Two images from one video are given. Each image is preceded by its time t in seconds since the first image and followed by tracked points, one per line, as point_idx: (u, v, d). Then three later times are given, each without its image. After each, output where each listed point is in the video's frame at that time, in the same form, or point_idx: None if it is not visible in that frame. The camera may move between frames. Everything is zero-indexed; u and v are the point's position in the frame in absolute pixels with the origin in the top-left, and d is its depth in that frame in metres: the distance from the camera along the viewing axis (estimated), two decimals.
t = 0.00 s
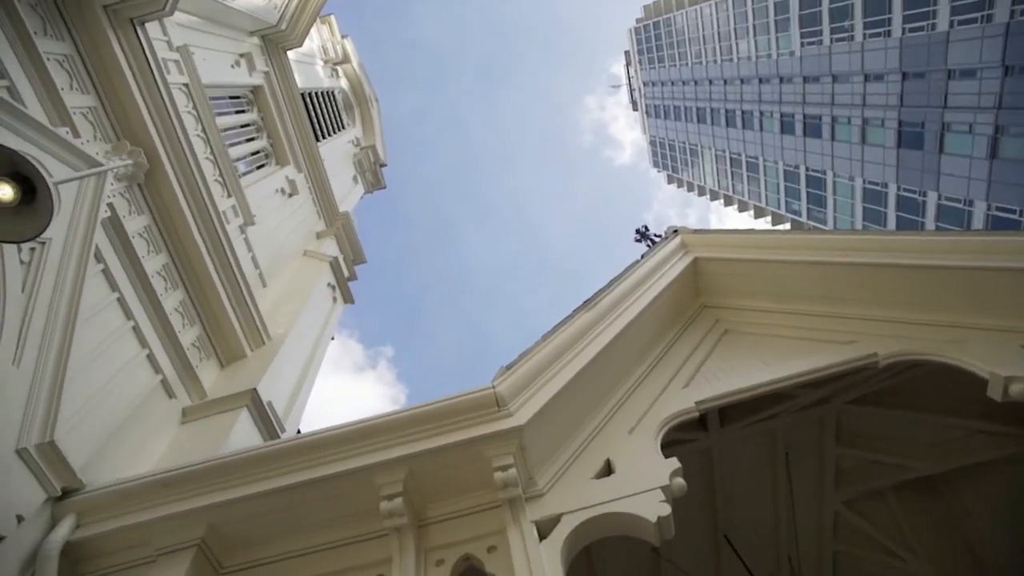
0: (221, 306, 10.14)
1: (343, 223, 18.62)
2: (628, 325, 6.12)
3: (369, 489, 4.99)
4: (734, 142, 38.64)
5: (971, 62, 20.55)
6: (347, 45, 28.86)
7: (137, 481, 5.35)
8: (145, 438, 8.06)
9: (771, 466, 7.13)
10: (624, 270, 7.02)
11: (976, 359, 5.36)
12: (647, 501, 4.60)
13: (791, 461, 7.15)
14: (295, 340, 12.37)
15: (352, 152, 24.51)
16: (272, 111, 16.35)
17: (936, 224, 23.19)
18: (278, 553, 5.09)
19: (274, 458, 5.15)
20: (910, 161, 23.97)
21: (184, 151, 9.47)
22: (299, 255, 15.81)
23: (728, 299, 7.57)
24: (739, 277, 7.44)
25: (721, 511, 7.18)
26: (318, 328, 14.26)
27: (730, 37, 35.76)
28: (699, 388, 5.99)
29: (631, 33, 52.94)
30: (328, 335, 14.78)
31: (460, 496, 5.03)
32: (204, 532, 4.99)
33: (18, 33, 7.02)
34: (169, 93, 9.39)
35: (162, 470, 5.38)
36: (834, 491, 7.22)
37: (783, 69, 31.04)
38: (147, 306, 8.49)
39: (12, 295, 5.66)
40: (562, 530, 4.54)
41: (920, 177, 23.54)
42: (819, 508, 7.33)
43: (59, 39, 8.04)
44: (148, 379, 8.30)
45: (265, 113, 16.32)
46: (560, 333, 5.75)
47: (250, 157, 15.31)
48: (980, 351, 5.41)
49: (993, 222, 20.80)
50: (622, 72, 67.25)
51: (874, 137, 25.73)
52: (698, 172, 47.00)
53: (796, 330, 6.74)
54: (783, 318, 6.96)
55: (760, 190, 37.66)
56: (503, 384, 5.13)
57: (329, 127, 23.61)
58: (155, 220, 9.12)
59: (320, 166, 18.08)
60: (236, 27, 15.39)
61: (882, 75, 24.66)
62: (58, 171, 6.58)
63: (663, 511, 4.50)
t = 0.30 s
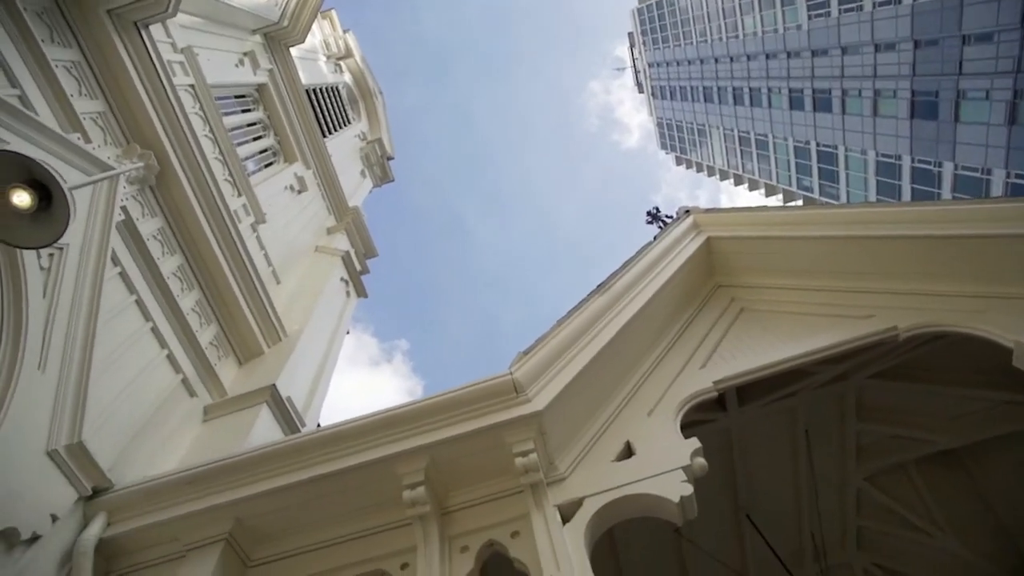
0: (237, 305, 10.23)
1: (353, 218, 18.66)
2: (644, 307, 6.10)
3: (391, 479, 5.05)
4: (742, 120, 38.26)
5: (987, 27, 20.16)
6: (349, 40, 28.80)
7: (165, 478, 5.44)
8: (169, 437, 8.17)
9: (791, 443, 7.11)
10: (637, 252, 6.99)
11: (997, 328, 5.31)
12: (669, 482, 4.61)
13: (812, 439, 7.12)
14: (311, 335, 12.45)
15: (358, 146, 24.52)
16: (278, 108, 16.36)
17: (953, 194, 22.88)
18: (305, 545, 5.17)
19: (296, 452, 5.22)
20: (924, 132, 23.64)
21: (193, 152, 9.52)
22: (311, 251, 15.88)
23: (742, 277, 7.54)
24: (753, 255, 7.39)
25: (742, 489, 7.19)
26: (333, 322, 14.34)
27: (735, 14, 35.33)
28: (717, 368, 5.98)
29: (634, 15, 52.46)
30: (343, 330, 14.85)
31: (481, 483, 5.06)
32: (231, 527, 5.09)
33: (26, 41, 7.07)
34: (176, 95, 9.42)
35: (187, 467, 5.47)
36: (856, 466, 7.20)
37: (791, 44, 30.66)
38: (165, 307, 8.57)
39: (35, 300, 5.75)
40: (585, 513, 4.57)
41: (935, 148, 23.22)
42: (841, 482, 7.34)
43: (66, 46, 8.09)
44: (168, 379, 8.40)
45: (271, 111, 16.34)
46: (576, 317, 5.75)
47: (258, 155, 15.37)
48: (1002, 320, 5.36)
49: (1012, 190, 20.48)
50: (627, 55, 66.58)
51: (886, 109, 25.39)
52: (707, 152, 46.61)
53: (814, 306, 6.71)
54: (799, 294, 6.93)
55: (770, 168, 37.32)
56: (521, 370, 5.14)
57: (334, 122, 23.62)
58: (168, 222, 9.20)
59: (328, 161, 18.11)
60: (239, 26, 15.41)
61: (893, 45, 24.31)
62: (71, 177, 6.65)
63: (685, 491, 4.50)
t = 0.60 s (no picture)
0: (252, 302, 10.30)
1: (362, 212, 18.67)
2: (658, 288, 6.07)
3: (413, 468, 5.10)
4: (750, 97, 37.86)
5: None
6: (350, 33, 28.72)
7: (191, 474, 5.55)
8: (192, 435, 8.27)
9: (811, 419, 7.08)
10: (649, 233, 6.94)
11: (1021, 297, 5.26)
12: (691, 462, 4.61)
13: (832, 415, 7.09)
14: (327, 330, 12.52)
15: (364, 140, 24.52)
16: (282, 105, 16.38)
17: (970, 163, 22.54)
18: (330, 537, 5.25)
19: (317, 445, 5.29)
20: (938, 100, 23.28)
21: (202, 152, 9.57)
22: (322, 247, 15.93)
23: (756, 255, 7.49)
24: (767, 231, 7.34)
25: (763, 467, 7.18)
26: (348, 316, 14.39)
27: None
28: (734, 347, 5.97)
29: None
30: (357, 324, 14.92)
31: (502, 470, 5.09)
32: (258, 520, 5.19)
33: (33, 48, 7.10)
34: (182, 96, 9.45)
35: (212, 463, 5.56)
36: (877, 440, 7.16)
37: (797, 17, 30.24)
38: (181, 307, 8.65)
39: (57, 305, 5.83)
40: (608, 495, 4.59)
41: (950, 117, 22.88)
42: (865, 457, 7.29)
43: (72, 52, 8.14)
44: (189, 378, 8.49)
45: (276, 108, 16.36)
46: (591, 301, 5.72)
47: (266, 153, 15.43)
48: None
49: None
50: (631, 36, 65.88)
51: (897, 79, 25.02)
52: (715, 131, 46.20)
53: (830, 281, 6.67)
54: (814, 270, 6.88)
55: (781, 144, 36.95)
56: (537, 355, 5.13)
57: (339, 117, 23.62)
58: (181, 223, 9.27)
59: (335, 156, 18.12)
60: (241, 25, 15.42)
61: (903, 13, 23.92)
62: (84, 182, 6.69)
63: (707, 470, 4.51)
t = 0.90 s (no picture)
0: (270, 299, 10.36)
1: (374, 206, 18.62)
2: (675, 268, 6.02)
3: (438, 456, 5.14)
4: (760, 72, 37.35)
5: None
6: (353, 27, 28.62)
7: (221, 470, 5.65)
8: (218, 433, 8.35)
9: (835, 394, 7.03)
10: (664, 212, 6.88)
11: None
12: (715, 440, 4.60)
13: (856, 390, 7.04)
14: (345, 323, 12.57)
15: (372, 133, 24.50)
16: (290, 102, 16.40)
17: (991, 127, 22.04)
18: (359, 527, 5.32)
19: (341, 437, 5.34)
20: (955, 65, 22.77)
21: (213, 152, 9.62)
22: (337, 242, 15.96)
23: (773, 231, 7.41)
24: (783, 206, 7.27)
25: (787, 443, 7.15)
26: (366, 309, 14.40)
27: None
28: (754, 323, 5.94)
29: None
30: (375, 317, 14.94)
31: (527, 454, 5.11)
32: (288, 513, 5.28)
33: (45, 58, 7.14)
34: (191, 98, 9.49)
35: (239, 459, 5.65)
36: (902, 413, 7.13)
37: None
38: (201, 307, 8.75)
39: (81, 309, 5.92)
40: (634, 476, 4.59)
41: (969, 81, 22.41)
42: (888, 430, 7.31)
43: (82, 59, 8.20)
44: (211, 377, 8.57)
45: (283, 105, 16.40)
46: (608, 282, 5.67)
47: (276, 151, 15.49)
48: None
49: None
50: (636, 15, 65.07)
51: (912, 45, 24.49)
52: (726, 108, 45.66)
53: (850, 254, 6.61)
54: (833, 242, 6.81)
55: (793, 118, 36.45)
56: (557, 339, 5.12)
57: (345, 112, 23.61)
58: (196, 224, 9.35)
59: (345, 150, 18.13)
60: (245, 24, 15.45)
61: None
62: (100, 188, 6.74)
63: (732, 447, 4.50)
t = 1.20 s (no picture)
0: (286, 296, 10.43)
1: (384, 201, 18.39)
2: (690, 249, 5.98)
3: (459, 445, 5.17)
4: (768, 50, 36.86)
5: None
6: (356, 22, 28.57)
7: (246, 465, 5.72)
8: (240, 430, 8.44)
9: (855, 370, 6.97)
10: (677, 193, 6.82)
11: None
12: (737, 420, 4.59)
13: (876, 366, 6.98)
14: (361, 317, 12.59)
15: (380, 127, 24.48)
16: (296, 99, 16.48)
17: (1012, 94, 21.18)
18: (383, 517, 5.38)
19: (363, 430, 5.39)
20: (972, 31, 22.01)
21: (224, 152, 9.68)
22: (349, 237, 15.95)
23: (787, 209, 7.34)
24: (796, 183, 7.21)
25: (808, 422, 7.11)
26: (381, 303, 14.37)
27: None
28: (771, 302, 5.90)
29: None
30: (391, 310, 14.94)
31: (548, 440, 5.12)
32: (313, 506, 5.36)
33: (55, 65, 7.20)
34: (199, 99, 9.53)
35: (263, 454, 5.72)
36: (924, 388, 7.08)
37: None
38: (219, 305, 8.83)
39: (102, 312, 5.99)
40: (656, 458, 4.59)
41: (986, 48, 21.89)
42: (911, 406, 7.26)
43: (91, 65, 8.25)
44: (232, 375, 8.66)
45: (290, 102, 16.47)
46: (623, 267, 5.64)
47: (285, 149, 15.56)
48: None
49: None
50: None
51: (925, 14, 23.78)
52: (735, 87, 45.15)
53: (867, 229, 6.54)
54: (849, 218, 6.75)
55: (805, 94, 35.95)
56: (574, 325, 5.11)
57: (352, 107, 23.61)
58: (210, 224, 9.43)
59: (353, 145, 18.15)
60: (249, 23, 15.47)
61: None
62: (113, 191, 6.79)
63: (753, 427, 4.49)
